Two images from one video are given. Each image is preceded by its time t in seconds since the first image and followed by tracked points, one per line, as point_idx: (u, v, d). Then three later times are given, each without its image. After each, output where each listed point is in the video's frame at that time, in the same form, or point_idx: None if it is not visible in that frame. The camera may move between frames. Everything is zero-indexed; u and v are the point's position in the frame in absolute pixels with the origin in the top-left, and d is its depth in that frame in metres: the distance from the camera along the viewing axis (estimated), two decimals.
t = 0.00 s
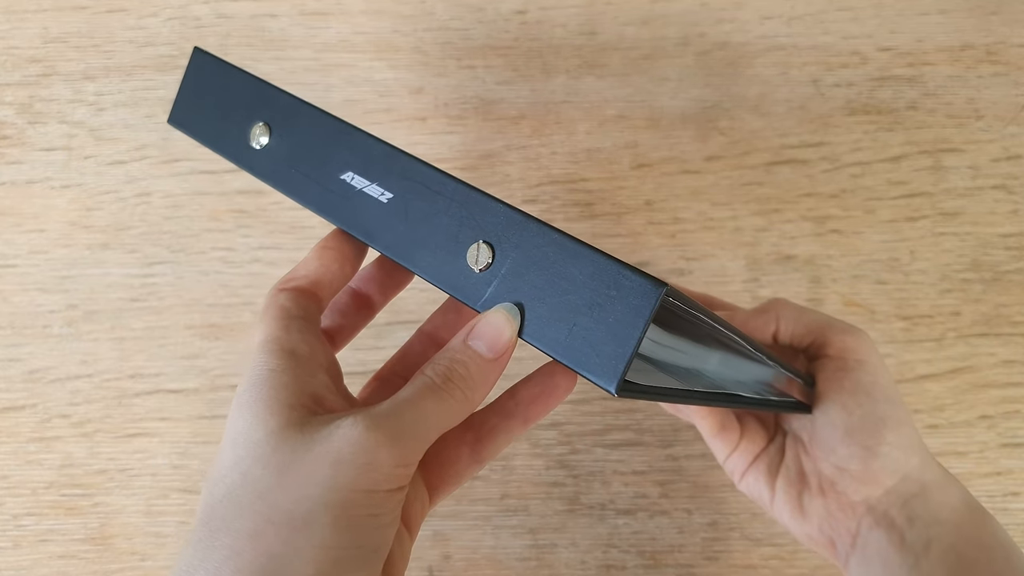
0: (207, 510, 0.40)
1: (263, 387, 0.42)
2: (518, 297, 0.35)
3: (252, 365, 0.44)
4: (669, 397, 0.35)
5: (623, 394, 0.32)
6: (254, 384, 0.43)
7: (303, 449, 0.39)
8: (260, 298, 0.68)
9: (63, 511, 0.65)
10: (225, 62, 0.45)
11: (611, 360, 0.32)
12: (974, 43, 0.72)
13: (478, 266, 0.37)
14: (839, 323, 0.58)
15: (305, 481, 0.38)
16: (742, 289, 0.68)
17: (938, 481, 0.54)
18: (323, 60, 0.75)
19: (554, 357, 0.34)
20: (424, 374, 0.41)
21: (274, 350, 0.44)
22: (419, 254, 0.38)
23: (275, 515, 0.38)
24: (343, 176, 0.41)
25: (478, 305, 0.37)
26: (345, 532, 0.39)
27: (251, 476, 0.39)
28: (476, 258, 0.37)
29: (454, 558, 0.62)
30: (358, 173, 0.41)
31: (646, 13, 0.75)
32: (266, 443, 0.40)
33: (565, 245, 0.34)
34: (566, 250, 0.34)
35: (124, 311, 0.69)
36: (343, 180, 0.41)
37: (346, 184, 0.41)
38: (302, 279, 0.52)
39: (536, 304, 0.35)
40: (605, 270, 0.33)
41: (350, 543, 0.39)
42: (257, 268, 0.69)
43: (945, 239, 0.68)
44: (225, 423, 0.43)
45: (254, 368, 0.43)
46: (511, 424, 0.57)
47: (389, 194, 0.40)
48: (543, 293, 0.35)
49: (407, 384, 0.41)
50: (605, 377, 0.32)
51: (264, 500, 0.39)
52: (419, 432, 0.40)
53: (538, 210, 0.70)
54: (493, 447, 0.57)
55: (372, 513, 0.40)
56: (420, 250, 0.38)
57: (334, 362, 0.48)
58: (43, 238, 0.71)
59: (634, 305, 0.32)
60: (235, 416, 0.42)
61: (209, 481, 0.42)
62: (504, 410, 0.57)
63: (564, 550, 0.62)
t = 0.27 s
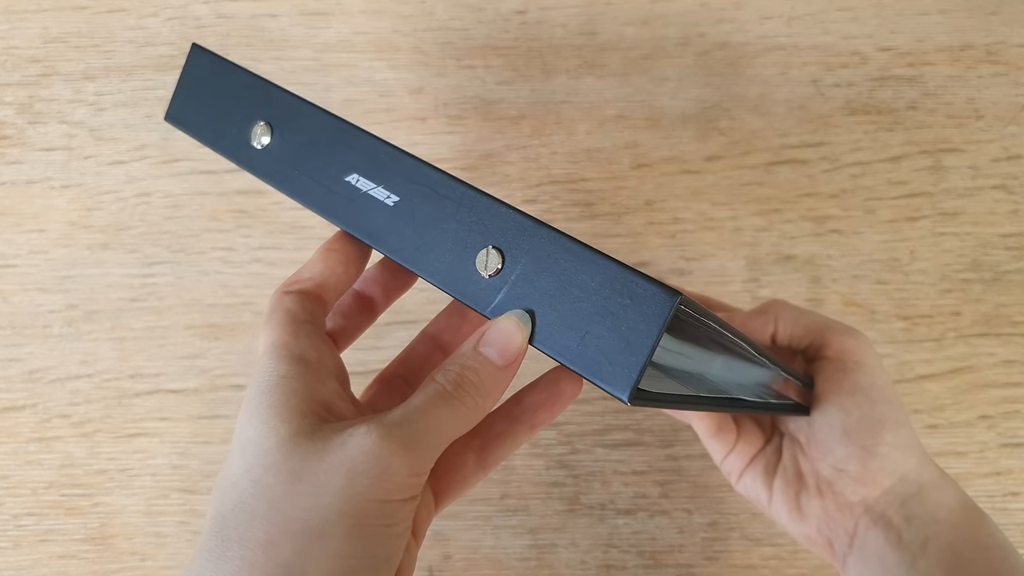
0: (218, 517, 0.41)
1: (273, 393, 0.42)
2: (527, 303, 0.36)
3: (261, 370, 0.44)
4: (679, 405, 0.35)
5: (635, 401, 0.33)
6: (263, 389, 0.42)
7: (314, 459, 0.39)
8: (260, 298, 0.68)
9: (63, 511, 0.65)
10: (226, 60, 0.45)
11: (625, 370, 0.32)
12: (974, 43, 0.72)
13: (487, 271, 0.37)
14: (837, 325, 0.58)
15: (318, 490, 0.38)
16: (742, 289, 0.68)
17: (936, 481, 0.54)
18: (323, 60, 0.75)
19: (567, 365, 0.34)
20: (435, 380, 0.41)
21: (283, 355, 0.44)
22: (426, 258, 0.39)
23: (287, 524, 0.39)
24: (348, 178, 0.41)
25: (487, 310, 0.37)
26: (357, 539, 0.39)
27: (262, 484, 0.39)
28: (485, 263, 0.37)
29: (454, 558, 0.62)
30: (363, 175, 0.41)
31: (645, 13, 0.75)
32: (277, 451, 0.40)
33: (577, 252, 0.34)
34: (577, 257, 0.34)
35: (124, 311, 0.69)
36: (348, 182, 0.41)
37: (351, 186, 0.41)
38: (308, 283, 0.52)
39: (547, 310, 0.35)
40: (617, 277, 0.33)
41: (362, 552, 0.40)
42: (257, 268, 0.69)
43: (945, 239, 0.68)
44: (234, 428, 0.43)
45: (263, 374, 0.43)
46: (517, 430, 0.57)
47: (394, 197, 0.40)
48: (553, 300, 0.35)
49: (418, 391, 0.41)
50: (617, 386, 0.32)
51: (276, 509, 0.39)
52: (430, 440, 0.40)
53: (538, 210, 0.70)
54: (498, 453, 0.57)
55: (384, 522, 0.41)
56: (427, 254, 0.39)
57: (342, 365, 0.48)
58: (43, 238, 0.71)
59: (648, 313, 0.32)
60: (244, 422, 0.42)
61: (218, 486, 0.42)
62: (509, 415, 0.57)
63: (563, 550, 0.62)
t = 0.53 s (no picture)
0: (230, 531, 0.41)
1: (284, 406, 0.42)
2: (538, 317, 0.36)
3: (272, 382, 0.43)
4: (689, 418, 0.36)
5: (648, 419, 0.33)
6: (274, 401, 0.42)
7: (326, 474, 0.39)
8: (260, 298, 0.68)
9: (63, 511, 0.65)
10: (230, 60, 0.45)
11: (638, 390, 0.32)
12: (974, 43, 0.72)
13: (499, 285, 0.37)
14: (840, 326, 0.57)
15: (331, 507, 0.38)
16: (743, 289, 0.68)
17: (936, 482, 0.54)
18: (323, 60, 0.75)
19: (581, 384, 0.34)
20: (448, 394, 0.40)
21: (294, 367, 0.44)
22: (436, 268, 0.39)
23: (299, 539, 0.38)
24: (356, 185, 0.41)
25: (499, 324, 0.37)
26: (370, 555, 0.39)
27: (274, 499, 0.39)
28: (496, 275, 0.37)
29: (454, 559, 0.62)
30: (372, 183, 0.41)
31: (645, 13, 0.75)
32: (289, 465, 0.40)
33: (590, 268, 0.34)
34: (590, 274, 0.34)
35: (124, 311, 0.69)
36: (357, 189, 0.41)
37: (360, 193, 0.41)
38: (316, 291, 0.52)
39: (559, 326, 0.35)
40: (631, 296, 0.33)
41: (375, 567, 0.39)
42: (257, 269, 0.69)
43: (945, 239, 0.68)
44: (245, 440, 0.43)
45: (274, 386, 0.43)
46: (528, 441, 0.58)
47: (404, 206, 0.40)
48: (566, 315, 0.35)
49: (430, 404, 0.40)
50: (631, 406, 0.32)
51: (289, 524, 0.39)
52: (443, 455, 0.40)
53: (538, 210, 0.70)
54: (508, 464, 0.57)
55: (396, 537, 0.40)
56: (437, 265, 0.39)
57: (352, 375, 0.48)
58: (43, 238, 0.71)
59: (662, 333, 0.32)
60: (255, 435, 0.42)
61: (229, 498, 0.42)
62: (520, 427, 0.57)
63: (564, 550, 0.62)
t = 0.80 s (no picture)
0: (241, 538, 0.40)
1: (295, 411, 0.41)
2: (551, 319, 0.36)
3: (282, 386, 0.43)
4: (697, 423, 0.36)
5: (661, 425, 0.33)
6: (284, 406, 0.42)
7: (340, 480, 0.39)
8: (260, 298, 0.68)
9: (63, 511, 0.65)
10: (232, 49, 0.45)
11: (653, 397, 0.33)
12: (974, 43, 0.72)
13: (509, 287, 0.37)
14: (838, 325, 0.57)
15: (345, 514, 0.38)
16: (743, 289, 0.68)
17: (930, 481, 0.54)
18: (323, 60, 0.75)
19: (595, 389, 0.35)
20: (461, 398, 0.40)
21: (304, 371, 0.43)
22: (445, 267, 0.39)
23: (313, 547, 0.38)
24: (364, 181, 0.41)
25: (511, 327, 0.37)
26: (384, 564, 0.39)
27: (287, 505, 0.39)
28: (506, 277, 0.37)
29: (454, 558, 0.62)
30: (379, 180, 0.41)
31: (645, 13, 0.75)
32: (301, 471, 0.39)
33: (604, 272, 0.35)
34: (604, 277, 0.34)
35: (124, 311, 0.69)
36: (364, 185, 0.41)
37: (367, 189, 0.41)
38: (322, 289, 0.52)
39: (571, 330, 0.35)
40: (646, 302, 0.33)
41: None
42: (257, 269, 0.69)
43: (944, 239, 0.68)
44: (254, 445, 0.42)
45: (284, 390, 0.43)
46: (535, 444, 0.58)
47: (412, 204, 0.40)
48: (579, 320, 0.35)
49: (442, 409, 0.40)
50: (646, 412, 0.33)
51: (302, 531, 0.39)
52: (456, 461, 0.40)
53: (538, 210, 0.70)
54: (516, 467, 0.57)
55: (411, 545, 0.40)
56: (445, 263, 0.39)
57: (362, 377, 0.47)
58: (43, 238, 0.71)
59: (678, 340, 0.32)
60: (266, 439, 0.41)
61: (239, 504, 0.42)
62: (529, 430, 0.58)
63: (564, 550, 0.62)
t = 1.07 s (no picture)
0: (258, 545, 0.40)
1: (310, 417, 0.41)
2: (567, 325, 0.36)
3: (296, 390, 0.43)
4: (708, 430, 0.36)
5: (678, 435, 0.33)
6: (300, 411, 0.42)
7: (357, 488, 0.39)
8: (260, 298, 0.68)
9: (63, 511, 0.65)
10: (240, 42, 0.45)
11: (671, 407, 0.33)
12: (975, 43, 0.72)
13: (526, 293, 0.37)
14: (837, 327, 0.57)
15: (362, 523, 0.38)
16: (743, 289, 0.68)
17: (929, 482, 0.54)
18: (323, 60, 0.75)
19: (610, 397, 0.35)
20: (477, 405, 0.40)
21: (319, 375, 0.43)
22: (459, 270, 0.39)
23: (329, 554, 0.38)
24: (375, 180, 0.41)
25: (526, 332, 0.37)
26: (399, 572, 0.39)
27: (303, 512, 0.39)
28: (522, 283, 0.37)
29: (454, 558, 0.62)
30: (392, 179, 0.41)
31: (646, 13, 0.75)
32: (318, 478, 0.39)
33: (622, 279, 0.35)
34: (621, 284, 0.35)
35: (124, 311, 0.69)
36: (376, 184, 0.41)
37: (379, 188, 0.41)
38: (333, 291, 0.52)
39: (587, 337, 0.36)
40: (665, 310, 0.34)
41: None
42: (257, 269, 0.69)
43: (944, 239, 0.68)
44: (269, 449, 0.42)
45: (299, 395, 0.42)
46: (546, 450, 0.58)
47: (425, 205, 0.40)
48: (595, 327, 0.36)
49: (459, 417, 0.40)
50: (663, 422, 0.33)
51: (318, 538, 0.39)
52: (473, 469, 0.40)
53: (539, 210, 0.70)
54: (527, 472, 0.57)
55: (428, 553, 0.40)
56: (459, 265, 0.39)
57: (376, 381, 0.47)
58: (43, 238, 0.71)
59: (698, 350, 0.33)
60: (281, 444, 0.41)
61: (254, 507, 0.42)
62: (540, 437, 0.58)
63: (564, 549, 0.62)
